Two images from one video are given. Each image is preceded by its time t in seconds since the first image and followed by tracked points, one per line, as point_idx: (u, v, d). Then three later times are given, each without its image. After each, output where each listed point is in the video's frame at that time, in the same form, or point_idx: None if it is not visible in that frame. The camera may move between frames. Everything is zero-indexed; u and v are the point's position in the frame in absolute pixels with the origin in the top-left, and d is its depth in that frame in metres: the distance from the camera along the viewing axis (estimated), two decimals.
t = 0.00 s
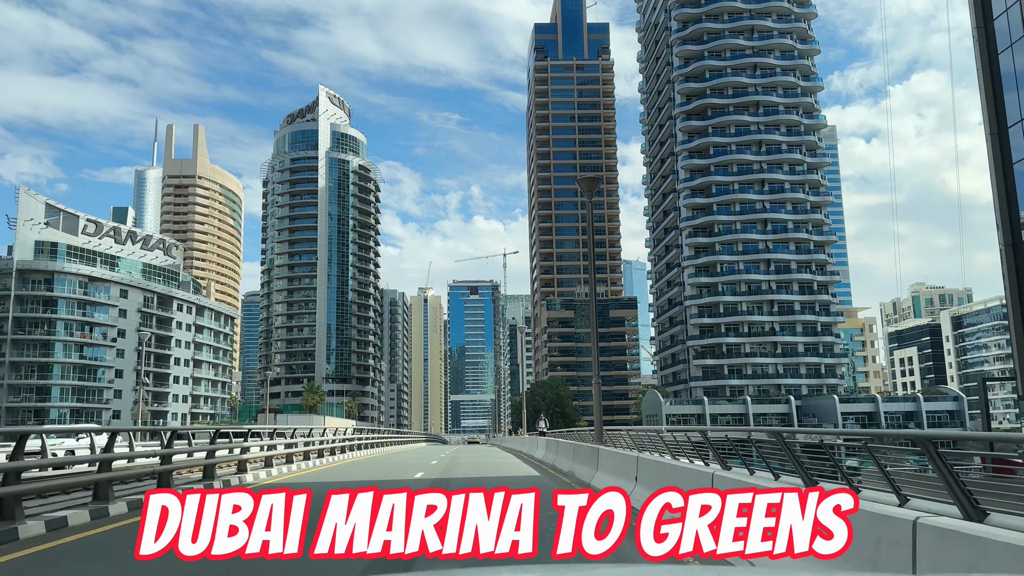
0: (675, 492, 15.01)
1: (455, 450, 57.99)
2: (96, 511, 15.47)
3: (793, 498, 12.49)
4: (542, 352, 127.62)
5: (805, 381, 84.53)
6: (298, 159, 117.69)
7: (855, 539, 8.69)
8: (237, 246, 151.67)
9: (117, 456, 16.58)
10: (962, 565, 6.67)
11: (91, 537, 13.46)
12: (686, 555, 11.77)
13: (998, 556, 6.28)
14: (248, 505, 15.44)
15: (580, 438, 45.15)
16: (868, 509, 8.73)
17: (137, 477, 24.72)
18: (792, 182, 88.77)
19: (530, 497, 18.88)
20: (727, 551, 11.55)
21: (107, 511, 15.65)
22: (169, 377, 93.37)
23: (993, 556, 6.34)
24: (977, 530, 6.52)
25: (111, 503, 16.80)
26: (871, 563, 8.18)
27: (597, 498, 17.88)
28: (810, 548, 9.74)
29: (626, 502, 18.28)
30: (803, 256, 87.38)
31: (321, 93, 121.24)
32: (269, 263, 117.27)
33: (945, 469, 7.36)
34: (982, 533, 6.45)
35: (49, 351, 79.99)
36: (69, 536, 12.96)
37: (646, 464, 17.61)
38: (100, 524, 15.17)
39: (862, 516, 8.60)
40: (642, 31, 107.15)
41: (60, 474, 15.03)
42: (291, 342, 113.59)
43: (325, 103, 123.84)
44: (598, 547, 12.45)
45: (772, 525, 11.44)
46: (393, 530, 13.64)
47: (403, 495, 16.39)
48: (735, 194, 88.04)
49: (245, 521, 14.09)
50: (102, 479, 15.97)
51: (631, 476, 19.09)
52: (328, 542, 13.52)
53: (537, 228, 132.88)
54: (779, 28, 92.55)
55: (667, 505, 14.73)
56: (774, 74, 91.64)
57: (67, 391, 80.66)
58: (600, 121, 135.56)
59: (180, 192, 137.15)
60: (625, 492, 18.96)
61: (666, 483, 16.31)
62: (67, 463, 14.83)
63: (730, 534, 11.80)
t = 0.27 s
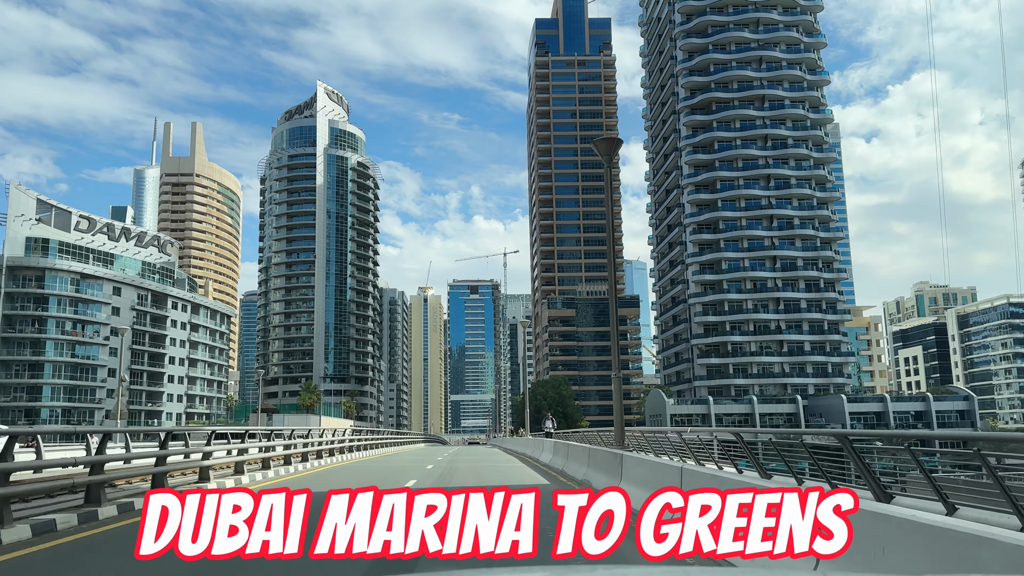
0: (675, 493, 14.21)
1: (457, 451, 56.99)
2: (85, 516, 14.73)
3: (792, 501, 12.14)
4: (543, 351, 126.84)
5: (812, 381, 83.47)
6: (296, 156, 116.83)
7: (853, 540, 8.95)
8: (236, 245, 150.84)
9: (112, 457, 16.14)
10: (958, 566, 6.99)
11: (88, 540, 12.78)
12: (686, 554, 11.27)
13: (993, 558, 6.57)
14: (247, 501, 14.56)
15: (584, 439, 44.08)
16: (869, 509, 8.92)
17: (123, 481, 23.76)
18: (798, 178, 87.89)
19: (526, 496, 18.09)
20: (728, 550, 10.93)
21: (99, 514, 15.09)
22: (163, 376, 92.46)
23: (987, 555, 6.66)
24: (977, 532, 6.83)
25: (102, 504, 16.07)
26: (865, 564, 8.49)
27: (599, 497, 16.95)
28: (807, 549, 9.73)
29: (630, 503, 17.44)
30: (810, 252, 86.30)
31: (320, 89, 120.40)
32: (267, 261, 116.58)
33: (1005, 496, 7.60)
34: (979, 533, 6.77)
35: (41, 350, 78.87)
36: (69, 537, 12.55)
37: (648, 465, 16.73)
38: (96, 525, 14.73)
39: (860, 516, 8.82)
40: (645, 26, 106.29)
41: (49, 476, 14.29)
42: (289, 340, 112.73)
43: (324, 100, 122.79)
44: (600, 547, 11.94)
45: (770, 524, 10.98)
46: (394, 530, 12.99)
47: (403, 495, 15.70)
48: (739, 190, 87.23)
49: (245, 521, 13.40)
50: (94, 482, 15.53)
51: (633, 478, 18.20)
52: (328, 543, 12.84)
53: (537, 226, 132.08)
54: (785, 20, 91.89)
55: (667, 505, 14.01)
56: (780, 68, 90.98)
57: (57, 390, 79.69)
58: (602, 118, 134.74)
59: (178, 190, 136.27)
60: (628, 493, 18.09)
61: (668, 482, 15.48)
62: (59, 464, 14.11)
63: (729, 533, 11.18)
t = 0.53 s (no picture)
0: (674, 491, 13.05)
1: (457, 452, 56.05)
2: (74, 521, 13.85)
3: (794, 500, 10.83)
4: (545, 350, 126.02)
5: (819, 380, 82.50)
6: (294, 152, 115.89)
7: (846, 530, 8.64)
8: (236, 243, 149.99)
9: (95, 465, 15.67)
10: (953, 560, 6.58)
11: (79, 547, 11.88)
12: (685, 555, 10.29)
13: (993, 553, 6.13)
14: (247, 501, 13.68)
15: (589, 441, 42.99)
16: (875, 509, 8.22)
17: (112, 483, 22.73)
18: (805, 173, 87.16)
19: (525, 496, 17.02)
20: (728, 551, 9.97)
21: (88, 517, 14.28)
22: (158, 374, 91.71)
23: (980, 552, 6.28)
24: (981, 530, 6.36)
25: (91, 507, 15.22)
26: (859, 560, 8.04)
27: (597, 496, 15.71)
28: (807, 548, 8.89)
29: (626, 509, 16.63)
30: (817, 249, 85.48)
31: (319, 85, 119.42)
32: (266, 259, 115.83)
33: (968, 472, 7.55)
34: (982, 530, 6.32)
35: (33, 348, 77.98)
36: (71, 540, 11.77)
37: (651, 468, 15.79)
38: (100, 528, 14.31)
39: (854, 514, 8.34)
40: (649, 21, 105.39)
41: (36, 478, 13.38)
42: (288, 339, 111.83)
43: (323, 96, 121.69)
44: (601, 547, 11.03)
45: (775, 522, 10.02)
46: (394, 530, 12.16)
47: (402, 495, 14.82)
48: (745, 186, 86.38)
49: (246, 521, 12.60)
50: (88, 484, 15.04)
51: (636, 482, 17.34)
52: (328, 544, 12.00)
53: (539, 224, 131.13)
54: (791, 13, 91.20)
55: (665, 505, 12.89)
56: (786, 61, 90.15)
57: (50, 389, 78.73)
58: (604, 114, 133.33)
59: (177, 188, 135.29)
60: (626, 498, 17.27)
61: (671, 482, 14.49)
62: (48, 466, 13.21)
63: (729, 533, 10.26)
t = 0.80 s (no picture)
0: (678, 494, 13.21)
1: (458, 453, 55.16)
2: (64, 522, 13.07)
3: (791, 500, 11.21)
4: (547, 348, 125.06)
5: (827, 379, 81.58)
6: (293, 149, 114.87)
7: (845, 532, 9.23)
8: (235, 241, 149.15)
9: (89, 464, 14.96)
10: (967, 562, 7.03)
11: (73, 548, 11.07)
12: (685, 555, 10.21)
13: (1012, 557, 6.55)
14: (248, 501, 12.67)
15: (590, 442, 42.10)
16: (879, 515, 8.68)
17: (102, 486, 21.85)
18: (813, 169, 86.45)
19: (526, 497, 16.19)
20: (728, 551, 9.96)
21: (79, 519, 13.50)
22: (153, 373, 90.80)
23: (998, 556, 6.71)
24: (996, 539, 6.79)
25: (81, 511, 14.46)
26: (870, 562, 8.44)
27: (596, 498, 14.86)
28: (806, 549, 9.43)
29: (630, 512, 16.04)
30: (825, 246, 84.68)
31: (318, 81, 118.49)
32: (265, 256, 114.99)
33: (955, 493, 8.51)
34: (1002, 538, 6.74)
35: (25, 346, 77.15)
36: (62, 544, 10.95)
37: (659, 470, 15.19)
38: (101, 528, 13.60)
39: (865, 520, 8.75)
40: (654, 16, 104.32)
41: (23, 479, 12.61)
42: (287, 337, 110.94)
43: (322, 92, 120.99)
44: (615, 547, 10.83)
45: (773, 524, 10.41)
46: (396, 530, 11.27)
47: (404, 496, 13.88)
48: (752, 181, 85.47)
49: (246, 522, 11.64)
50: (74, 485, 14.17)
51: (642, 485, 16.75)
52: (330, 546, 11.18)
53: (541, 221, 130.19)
54: (798, 6, 90.43)
55: (668, 507, 12.99)
56: (793, 55, 89.40)
57: (43, 386, 77.89)
58: (607, 110, 131.42)
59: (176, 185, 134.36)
60: (629, 501, 16.71)
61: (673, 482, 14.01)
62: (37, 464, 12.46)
63: (728, 534, 10.27)
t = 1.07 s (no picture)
0: (675, 490, 12.17)
1: (458, 453, 54.21)
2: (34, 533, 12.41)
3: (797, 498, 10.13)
4: (549, 347, 124.15)
5: (835, 378, 80.59)
6: (291, 145, 113.94)
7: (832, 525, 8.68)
8: (234, 240, 148.41)
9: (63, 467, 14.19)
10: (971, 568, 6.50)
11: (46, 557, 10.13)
12: (686, 554, 9.84)
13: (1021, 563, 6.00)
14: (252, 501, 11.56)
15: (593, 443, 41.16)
16: (874, 510, 8.14)
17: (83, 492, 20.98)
18: (820, 163, 85.45)
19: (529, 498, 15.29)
20: (728, 551, 9.58)
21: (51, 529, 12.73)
22: (148, 371, 89.89)
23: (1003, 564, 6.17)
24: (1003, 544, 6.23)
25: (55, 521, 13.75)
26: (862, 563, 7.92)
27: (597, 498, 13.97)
28: (806, 548, 8.66)
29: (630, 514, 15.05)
30: (832, 243, 83.67)
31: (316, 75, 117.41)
32: (263, 254, 114.11)
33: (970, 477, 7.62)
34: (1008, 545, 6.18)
35: (15, 342, 76.65)
36: (38, 552, 10.07)
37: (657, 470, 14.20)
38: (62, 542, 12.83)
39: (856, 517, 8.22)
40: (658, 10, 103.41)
41: None
42: (286, 336, 109.98)
43: (321, 87, 120.02)
44: (618, 544, 10.30)
45: (772, 520, 9.60)
46: (394, 530, 10.47)
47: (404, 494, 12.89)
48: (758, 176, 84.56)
49: (246, 521, 10.73)
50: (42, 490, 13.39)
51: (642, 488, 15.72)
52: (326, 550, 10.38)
53: (542, 219, 129.25)
54: None
55: (665, 504, 12.05)
56: (800, 47, 88.44)
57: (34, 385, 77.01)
58: (610, 106, 131.04)
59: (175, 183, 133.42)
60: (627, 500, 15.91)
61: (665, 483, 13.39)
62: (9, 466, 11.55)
63: (729, 532, 9.77)
